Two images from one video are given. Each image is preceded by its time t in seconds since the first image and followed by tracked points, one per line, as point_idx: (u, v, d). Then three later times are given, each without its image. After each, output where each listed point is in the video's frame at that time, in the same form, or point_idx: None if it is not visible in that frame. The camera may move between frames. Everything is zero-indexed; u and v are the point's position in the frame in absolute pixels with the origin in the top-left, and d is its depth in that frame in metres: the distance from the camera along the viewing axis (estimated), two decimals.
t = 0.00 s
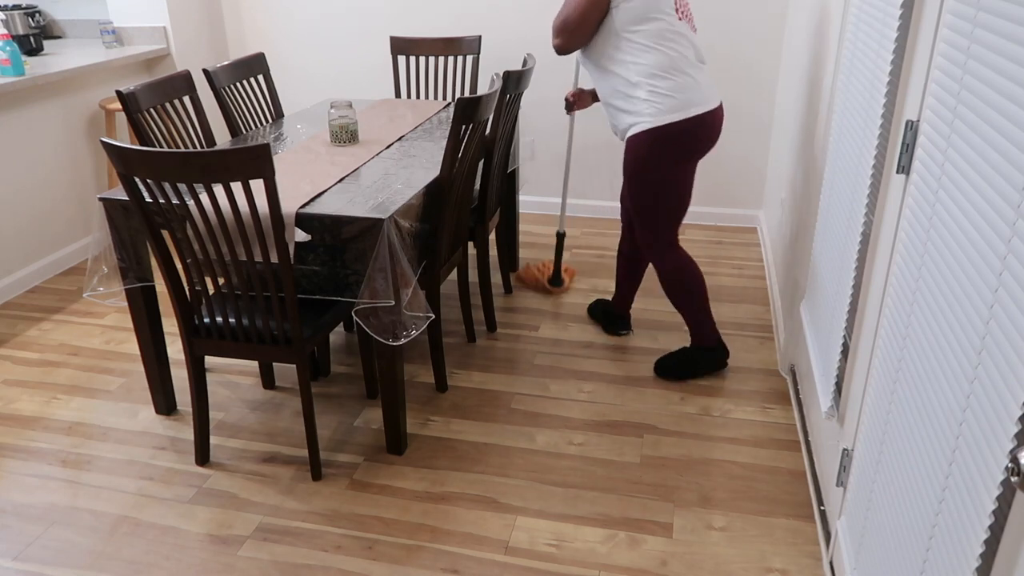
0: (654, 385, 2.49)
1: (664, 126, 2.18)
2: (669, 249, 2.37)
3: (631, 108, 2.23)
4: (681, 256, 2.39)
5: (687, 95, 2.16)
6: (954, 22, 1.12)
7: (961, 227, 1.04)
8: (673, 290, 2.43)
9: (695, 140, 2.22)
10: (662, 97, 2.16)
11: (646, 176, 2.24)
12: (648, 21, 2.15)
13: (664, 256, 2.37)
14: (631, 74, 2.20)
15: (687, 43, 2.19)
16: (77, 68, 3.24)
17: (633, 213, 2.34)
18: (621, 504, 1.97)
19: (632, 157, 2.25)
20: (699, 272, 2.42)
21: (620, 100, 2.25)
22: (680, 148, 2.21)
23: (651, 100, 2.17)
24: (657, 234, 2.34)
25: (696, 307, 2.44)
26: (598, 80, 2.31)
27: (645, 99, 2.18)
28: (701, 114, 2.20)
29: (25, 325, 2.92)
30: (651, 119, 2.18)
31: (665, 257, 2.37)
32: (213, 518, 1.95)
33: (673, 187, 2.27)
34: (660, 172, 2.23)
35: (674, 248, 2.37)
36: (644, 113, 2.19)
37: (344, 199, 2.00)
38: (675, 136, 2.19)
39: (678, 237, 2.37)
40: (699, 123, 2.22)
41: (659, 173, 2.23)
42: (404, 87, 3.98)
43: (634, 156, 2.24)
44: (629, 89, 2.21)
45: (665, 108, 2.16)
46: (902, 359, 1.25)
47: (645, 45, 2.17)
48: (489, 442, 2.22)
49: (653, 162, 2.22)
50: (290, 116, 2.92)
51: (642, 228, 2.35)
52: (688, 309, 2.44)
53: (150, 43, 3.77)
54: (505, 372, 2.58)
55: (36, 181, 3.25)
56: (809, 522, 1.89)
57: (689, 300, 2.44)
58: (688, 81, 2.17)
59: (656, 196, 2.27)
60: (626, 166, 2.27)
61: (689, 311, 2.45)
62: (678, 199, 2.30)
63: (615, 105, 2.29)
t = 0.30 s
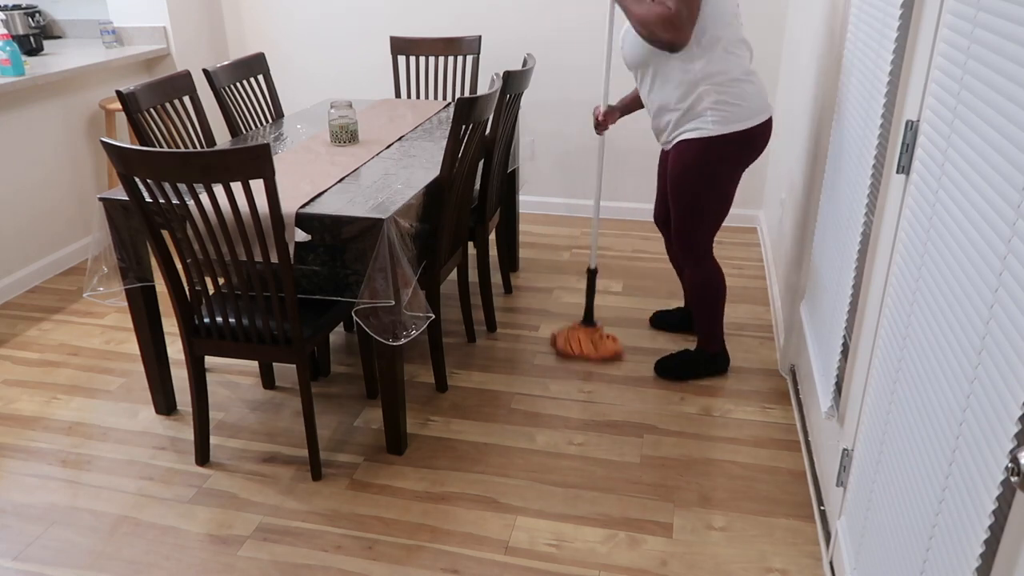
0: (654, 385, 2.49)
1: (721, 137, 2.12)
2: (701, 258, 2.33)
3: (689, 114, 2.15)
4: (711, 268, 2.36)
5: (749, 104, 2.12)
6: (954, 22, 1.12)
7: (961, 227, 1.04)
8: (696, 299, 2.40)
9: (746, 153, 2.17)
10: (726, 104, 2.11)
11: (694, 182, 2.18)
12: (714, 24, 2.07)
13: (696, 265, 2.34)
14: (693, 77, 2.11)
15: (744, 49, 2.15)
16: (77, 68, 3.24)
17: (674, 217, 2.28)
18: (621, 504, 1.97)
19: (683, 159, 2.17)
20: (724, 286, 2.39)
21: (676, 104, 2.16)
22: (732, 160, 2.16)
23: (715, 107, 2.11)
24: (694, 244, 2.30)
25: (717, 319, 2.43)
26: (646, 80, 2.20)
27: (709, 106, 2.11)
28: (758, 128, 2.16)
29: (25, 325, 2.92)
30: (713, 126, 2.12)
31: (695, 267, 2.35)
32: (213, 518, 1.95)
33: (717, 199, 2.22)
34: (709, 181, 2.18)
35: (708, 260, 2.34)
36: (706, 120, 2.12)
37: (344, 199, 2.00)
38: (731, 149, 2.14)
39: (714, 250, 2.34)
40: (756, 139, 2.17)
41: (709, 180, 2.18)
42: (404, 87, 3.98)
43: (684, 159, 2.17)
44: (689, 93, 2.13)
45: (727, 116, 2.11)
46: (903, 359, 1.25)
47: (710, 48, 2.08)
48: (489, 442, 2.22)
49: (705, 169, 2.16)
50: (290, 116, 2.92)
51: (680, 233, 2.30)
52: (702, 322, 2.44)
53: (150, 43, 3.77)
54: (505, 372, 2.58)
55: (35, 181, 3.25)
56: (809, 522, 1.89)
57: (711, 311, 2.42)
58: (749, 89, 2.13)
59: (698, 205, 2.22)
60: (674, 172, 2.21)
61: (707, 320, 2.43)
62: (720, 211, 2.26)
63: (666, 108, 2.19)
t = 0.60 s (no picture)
0: (654, 385, 2.49)
1: (748, 112, 2.10)
2: (718, 241, 2.30)
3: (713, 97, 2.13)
4: (726, 253, 2.33)
5: (768, 77, 2.12)
6: (954, 22, 1.12)
7: (961, 227, 1.04)
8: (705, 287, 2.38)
9: (768, 134, 2.16)
10: (748, 80, 2.10)
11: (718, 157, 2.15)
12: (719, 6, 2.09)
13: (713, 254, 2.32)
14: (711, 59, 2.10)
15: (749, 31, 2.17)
16: (77, 68, 3.24)
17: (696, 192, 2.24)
18: (621, 504, 1.97)
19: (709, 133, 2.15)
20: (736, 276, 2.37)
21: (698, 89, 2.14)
22: (756, 138, 2.15)
23: (738, 84, 2.09)
24: (713, 224, 2.27)
25: (721, 312, 2.42)
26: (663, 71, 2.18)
27: (733, 85, 2.09)
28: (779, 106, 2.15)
29: (25, 325, 2.92)
30: (741, 105, 2.10)
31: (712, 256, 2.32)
32: (213, 518, 1.95)
33: (737, 184, 2.20)
34: (733, 158, 2.15)
35: (725, 244, 2.31)
36: (732, 100, 2.10)
37: (344, 199, 2.00)
38: (756, 125, 2.12)
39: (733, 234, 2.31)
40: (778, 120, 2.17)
41: (733, 156, 2.15)
42: (404, 87, 3.98)
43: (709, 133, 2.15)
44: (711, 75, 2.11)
45: (751, 91, 2.10)
46: (903, 359, 1.25)
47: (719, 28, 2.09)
48: (489, 442, 2.22)
49: (730, 143, 2.13)
50: (290, 116, 2.92)
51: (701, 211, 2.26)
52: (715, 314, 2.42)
53: (150, 43, 3.77)
54: (505, 371, 2.58)
55: (36, 181, 3.25)
56: (810, 522, 1.89)
57: (717, 303, 2.40)
58: (762, 65, 2.13)
59: (720, 181, 2.19)
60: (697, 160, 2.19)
61: (712, 311, 2.42)
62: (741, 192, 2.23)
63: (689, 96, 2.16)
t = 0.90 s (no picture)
0: (655, 385, 2.48)
1: (751, 107, 2.10)
2: (709, 235, 2.29)
3: (716, 90, 2.14)
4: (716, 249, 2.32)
5: (773, 74, 2.12)
6: (954, 22, 1.12)
7: (961, 228, 1.04)
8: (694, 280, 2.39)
9: (767, 133, 2.16)
10: (752, 76, 2.11)
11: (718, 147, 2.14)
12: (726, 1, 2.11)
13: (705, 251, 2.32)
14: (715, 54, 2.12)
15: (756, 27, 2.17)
16: (76, 68, 3.24)
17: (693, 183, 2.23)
18: (621, 504, 1.97)
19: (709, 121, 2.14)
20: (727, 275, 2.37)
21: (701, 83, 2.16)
22: (754, 137, 2.14)
23: (742, 78, 2.10)
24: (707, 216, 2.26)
25: (711, 311, 2.42)
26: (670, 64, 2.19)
27: (735, 81, 2.10)
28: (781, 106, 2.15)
29: (25, 324, 2.92)
30: (744, 99, 2.10)
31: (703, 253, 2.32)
32: (213, 518, 1.95)
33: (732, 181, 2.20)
34: (732, 150, 2.14)
35: (715, 239, 2.30)
36: (734, 94, 2.11)
37: (344, 199, 2.00)
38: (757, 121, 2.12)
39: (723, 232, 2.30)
40: (779, 122, 2.17)
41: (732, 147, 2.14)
42: (404, 87, 3.98)
43: (708, 125, 2.15)
44: (716, 69, 2.12)
45: (755, 87, 2.10)
46: (902, 359, 1.25)
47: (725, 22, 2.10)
48: (489, 442, 2.22)
49: (731, 135, 2.12)
50: (290, 116, 2.92)
51: (694, 202, 2.26)
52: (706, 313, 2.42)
53: (150, 43, 3.77)
54: (505, 372, 2.58)
55: (36, 180, 3.25)
56: (809, 522, 1.89)
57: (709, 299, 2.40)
58: (768, 63, 2.14)
59: (716, 172, 2.18)
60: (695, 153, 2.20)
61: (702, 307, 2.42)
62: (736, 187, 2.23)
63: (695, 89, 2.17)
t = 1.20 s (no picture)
0: (654, 385, 2.48)
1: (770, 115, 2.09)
2: (737, 249, 2.27)
3: (737, 99, 2.10)
4: (744, 260, 2.30)
5: (789, 81, 2.11)
6: (954, 22, 1.12)
7: (961, 228, 1.04)
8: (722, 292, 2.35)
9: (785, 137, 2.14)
10: (773, 83, 2.09)
11: (739, 162, 2.14)
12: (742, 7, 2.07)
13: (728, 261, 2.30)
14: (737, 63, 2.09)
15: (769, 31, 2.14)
16: (77, 68, 3.24)
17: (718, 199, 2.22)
18: (621, 504, 1.97)
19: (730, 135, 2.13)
20: (753, 282, 2.35)
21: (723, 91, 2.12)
22: (773, 142, 2.12)
23: (763, 87, 2.08)
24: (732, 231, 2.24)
25: (736, 316, 2.38)
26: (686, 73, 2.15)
27: (756, 89, 2.08)
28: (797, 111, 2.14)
29: (25, 325, 2.92)
30: (766, 107, 2.08)
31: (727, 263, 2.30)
32: (213, 518, 1.95)
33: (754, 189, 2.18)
34: (755, 162, 2.14)
35: (743, 250, 2.28)
36: (756, 103, 2.08)
37: (344, 199, 2.00)
38: (778, 130, 2.11)
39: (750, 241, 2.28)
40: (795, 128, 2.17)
41: (755, 160, 2.13)
42: (404, 87, 3.98)
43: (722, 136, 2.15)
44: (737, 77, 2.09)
45: (775, 95, 2.08)
46: (902, 359, 1.25)
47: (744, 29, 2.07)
48: (489, 442, 2.22)
49: (751, 147, 2.11)
50: (290, 116, 2.92)
51: (720, 219, 2.24)
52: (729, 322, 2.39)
53: (150, 43, 3.77)
54: (505, 372, 2.58)
55: (36, 180, 3.25)
56: (810, 522, 1.89)
57: (733, 305, 2.36)
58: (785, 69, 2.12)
59: (741, 185, 2.17)
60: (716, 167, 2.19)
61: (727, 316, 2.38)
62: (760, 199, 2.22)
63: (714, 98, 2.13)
